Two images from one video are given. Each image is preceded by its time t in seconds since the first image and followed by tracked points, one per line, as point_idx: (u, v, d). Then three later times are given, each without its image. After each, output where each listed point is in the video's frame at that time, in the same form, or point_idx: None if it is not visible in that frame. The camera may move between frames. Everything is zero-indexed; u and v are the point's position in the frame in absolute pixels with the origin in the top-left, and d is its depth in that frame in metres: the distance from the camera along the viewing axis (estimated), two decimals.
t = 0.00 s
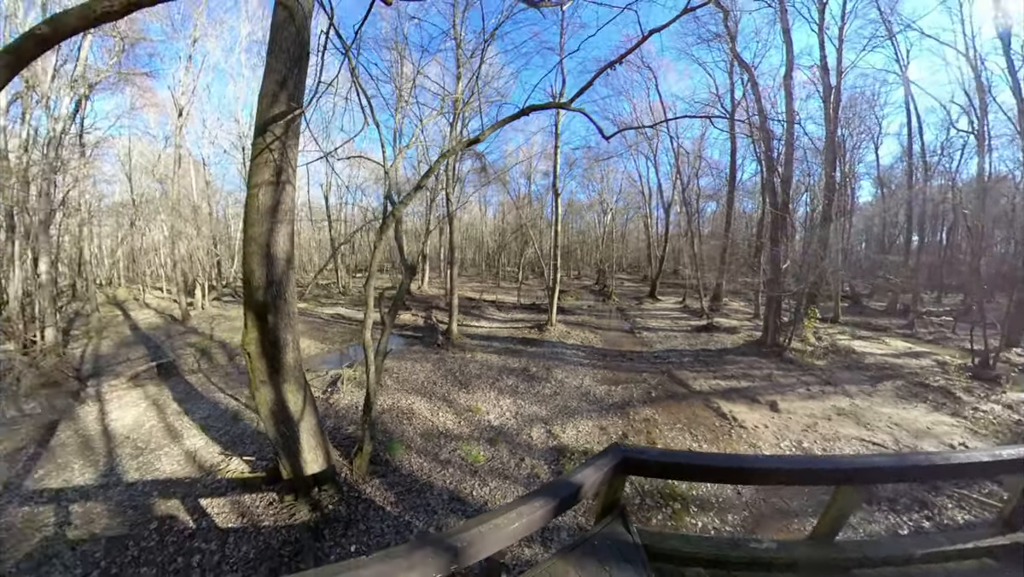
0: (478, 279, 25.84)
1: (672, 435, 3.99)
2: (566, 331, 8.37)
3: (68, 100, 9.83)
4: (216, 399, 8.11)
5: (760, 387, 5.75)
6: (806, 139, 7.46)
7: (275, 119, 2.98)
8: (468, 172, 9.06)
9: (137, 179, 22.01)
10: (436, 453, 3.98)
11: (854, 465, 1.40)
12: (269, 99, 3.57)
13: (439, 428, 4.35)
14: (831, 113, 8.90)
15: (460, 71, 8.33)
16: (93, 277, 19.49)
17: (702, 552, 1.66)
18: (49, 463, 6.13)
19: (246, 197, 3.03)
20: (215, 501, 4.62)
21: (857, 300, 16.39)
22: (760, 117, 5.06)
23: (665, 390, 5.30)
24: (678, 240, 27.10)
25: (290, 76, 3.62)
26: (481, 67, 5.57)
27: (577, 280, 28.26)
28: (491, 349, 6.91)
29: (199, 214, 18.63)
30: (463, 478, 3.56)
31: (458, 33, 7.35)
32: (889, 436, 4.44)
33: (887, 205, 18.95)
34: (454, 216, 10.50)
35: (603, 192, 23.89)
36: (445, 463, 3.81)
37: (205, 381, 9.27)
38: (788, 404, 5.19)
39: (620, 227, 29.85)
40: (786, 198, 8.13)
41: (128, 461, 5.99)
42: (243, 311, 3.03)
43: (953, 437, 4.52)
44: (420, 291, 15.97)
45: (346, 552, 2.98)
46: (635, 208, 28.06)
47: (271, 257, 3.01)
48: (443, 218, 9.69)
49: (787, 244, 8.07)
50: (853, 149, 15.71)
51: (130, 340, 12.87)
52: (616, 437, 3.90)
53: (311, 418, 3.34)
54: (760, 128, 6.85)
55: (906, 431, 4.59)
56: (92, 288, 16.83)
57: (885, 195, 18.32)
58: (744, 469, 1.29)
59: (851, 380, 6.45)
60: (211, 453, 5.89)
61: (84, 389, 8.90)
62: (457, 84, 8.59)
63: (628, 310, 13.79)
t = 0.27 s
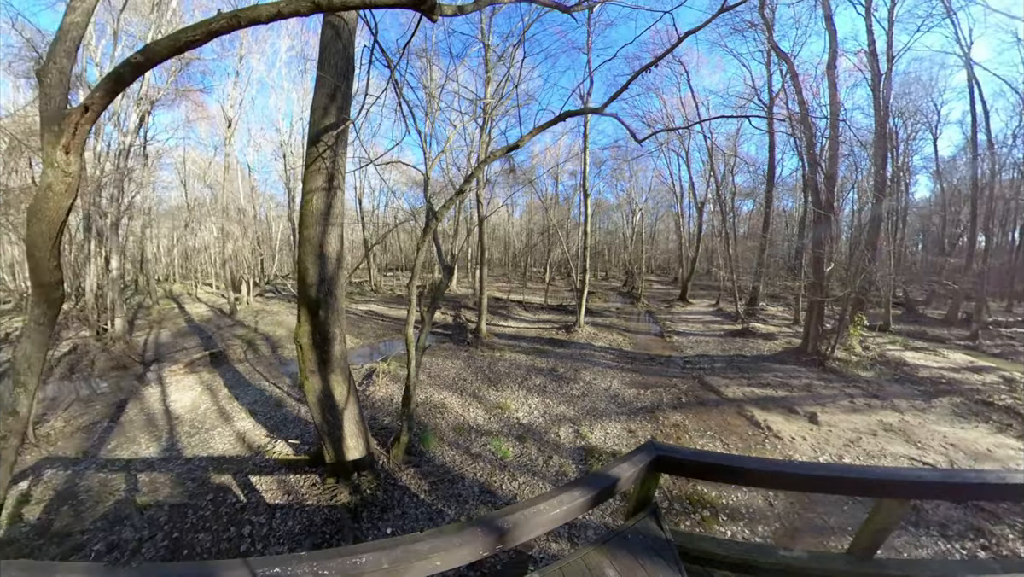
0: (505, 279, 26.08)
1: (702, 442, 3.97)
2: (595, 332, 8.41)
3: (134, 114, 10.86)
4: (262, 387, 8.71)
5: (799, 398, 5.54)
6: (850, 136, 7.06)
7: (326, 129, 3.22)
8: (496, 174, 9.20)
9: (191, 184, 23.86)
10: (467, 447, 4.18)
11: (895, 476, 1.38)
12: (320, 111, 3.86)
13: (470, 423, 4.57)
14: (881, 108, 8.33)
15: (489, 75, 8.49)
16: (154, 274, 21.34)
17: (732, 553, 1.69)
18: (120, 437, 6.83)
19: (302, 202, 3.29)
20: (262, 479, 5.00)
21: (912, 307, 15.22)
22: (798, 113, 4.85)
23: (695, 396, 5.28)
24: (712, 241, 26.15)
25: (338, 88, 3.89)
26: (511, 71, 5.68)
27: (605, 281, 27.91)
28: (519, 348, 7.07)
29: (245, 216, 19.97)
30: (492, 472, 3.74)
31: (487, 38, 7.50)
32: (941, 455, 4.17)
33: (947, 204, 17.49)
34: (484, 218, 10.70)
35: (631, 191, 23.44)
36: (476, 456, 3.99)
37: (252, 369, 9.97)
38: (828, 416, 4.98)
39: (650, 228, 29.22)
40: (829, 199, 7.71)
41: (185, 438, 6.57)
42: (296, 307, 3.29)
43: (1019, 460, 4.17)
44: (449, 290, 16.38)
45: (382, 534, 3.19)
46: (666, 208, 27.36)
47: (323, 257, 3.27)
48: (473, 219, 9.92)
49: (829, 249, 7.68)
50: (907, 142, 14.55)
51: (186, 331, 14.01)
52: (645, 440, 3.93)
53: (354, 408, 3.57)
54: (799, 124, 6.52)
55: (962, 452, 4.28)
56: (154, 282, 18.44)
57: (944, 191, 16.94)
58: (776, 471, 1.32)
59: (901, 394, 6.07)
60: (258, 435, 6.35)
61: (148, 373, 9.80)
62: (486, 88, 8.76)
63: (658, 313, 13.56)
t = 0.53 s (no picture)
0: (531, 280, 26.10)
1: (735, 451, 3.85)
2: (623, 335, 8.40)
3: (187, 124, 11.74)
4: (299, 378, 9.18)
5: (843, 412, 5.23)
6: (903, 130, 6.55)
7: (366, 134, 3.37)
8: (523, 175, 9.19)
9: (236, 188, 25.47)
10: (495, 445, 4.27)
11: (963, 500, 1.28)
12: (360, 116, 4.03)
13: (498, 421, 4.66)
14: (940, 99, 7.66)
15: (516, 76, 8.52)
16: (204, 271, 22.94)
17: (774, 569, 1.63)
18: (173, 418, 7.40)
19: (343, 203, 3.45)
20: (299, 464, 5.27)
21: (976, 316, 13.94)
22: (843, 106, 4.55)
23: (730, 405, 5.16)
24: (749, 242, 25.00)
25: (376, 93, 4.04)
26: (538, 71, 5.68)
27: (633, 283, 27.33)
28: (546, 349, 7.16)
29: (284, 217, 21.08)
30: (520, 472, 3.78)
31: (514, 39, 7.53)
32: (1009, 482, 3.81)
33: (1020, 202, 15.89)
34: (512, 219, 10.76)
35: (661, 191, 22.83)
36: (503, 455, 4.06)
37: (290, 361, 10.52)
38: (877, 433, 4.67)
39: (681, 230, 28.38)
40: (881, 198, 7.22)
41: (230, 423, 7.03)
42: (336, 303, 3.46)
43: None
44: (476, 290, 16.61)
45: (411, 524, 3.30)
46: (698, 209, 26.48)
47: (362, 256, 3.41)
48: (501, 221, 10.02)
49: (879, 253, 7.18)
50: (971, 134, 13.29)
51: (231, 324, 14.96)
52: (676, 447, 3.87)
53: (388, 402, 3.73)
54: (843, 116, 6.12)
55: None
56: (203, 278, 19.81)
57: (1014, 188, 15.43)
58: (826, 485, 1.27)
59: (962, 412, 5.58)
60: (295, 423, 6.70)
61: (197, 361, 10.54)
62: (513, 89, 8.80)
63: (689, 317, 13.17)
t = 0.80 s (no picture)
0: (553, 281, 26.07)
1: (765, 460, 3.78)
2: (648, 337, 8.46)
3: (227, 133, 12.44)
4: (329, 370, 9.60)
5: (884, 425, 4.98)
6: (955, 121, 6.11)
7: (401, 139, 3.52)
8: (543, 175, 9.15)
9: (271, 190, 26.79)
10: (518, 444, 4.37)
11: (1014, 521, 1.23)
12: (395, 122, 4.21)
13: (523, 420, 4.79)
14: (999, 88, 7.09)
15: (540, 76, 8.52)
16: (242, 268, 24.23)
17: None
18: (215, 404, 7.92)
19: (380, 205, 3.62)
20: (331, 452, 5.54)
21: None
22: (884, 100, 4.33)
23: (759, 412, 5.10)
24: (783, 243, 23.95)
25: (410, 99, 4.20)
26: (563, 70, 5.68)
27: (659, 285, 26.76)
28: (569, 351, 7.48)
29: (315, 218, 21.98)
30: (544, 469, 3.89)
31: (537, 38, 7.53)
32: None
33: None
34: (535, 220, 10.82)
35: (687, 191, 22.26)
36: (527, 453, 4.16)
37: (321, 355, 11.02)
38: (921, 449, 4.43)
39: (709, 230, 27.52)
40: (931, 193, 6.76)
41: (267, 411, 7.45)
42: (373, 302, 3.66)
43: None
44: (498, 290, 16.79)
45: (438, 515, 3.44)
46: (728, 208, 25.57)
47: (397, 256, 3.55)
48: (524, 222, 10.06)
49: (927, 256, 6.73)
50: None
51: (266, 318, 15.77)
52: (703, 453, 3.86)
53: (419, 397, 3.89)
54: (885, 110, 5.78)
55: None
56: (241, 275, 20.94)
57: None
58: (863, 495, 1.26)
59: (1019, 430, 5.19)
60: (327, 413, 7.04)
61: (236, 353, 11.20)
62: (537, 89, 8.80)
63: (717, 321, 12.83)
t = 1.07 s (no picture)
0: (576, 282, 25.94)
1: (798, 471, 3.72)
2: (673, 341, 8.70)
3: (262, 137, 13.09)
4: (357, 365, 9.99)
5: (930, 441, 4.74)
6: (1016, 112, 5.66)
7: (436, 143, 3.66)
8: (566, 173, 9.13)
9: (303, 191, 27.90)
10: (544, 442, 4.58)
11: None
12: (428, 124, 4.34)
13: (547, 420, 4.95)
14: None
15: (563, 75, 8.52)
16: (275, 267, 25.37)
17: None
18: (252, 394, 8.39)
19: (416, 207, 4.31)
20: (361, 443, 5.80)
21: None
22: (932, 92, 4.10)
23: (791, 421, 5.11)
24: (818, 243, 22.93)
25: (443, 103, 4.32)
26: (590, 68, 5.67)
27: (685, 286, 26.14)
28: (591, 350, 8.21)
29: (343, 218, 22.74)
30: (569, 469, 4.08)
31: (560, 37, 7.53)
32: None
33: None
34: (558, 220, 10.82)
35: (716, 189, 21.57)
36: (552, 452, 4.37)
37: (351, 350, 11.47)
38: (969, 468, 4.21)
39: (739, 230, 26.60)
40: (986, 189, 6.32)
41: (300, 401, 7.84)
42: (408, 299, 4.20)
43: None
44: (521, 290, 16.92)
45: (465, 508, 3.63)
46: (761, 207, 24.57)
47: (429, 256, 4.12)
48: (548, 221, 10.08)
49: (982, 258, 6.29)
50: None
51: (298, 314, 16.51)
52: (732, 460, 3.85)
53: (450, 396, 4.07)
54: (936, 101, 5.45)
55: None
56: (274, 273, 21.94)
57: None
58: (899, 506, 1.29)
59: None
60: (356, 406, 7.35)
61: (271, 346, 11.80)
62: (561, 88, 8.80)
63: (746, 325, 12.47)
